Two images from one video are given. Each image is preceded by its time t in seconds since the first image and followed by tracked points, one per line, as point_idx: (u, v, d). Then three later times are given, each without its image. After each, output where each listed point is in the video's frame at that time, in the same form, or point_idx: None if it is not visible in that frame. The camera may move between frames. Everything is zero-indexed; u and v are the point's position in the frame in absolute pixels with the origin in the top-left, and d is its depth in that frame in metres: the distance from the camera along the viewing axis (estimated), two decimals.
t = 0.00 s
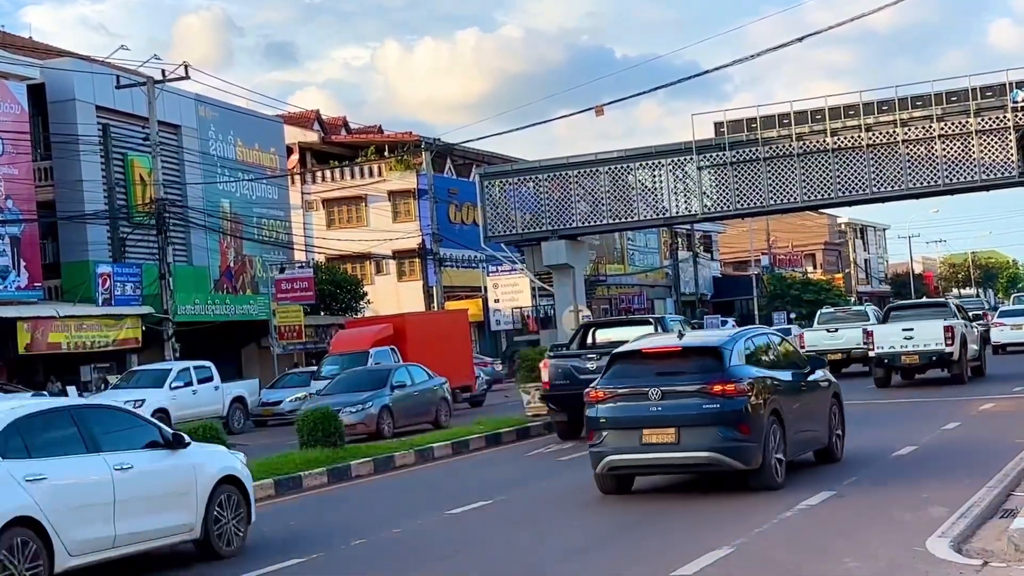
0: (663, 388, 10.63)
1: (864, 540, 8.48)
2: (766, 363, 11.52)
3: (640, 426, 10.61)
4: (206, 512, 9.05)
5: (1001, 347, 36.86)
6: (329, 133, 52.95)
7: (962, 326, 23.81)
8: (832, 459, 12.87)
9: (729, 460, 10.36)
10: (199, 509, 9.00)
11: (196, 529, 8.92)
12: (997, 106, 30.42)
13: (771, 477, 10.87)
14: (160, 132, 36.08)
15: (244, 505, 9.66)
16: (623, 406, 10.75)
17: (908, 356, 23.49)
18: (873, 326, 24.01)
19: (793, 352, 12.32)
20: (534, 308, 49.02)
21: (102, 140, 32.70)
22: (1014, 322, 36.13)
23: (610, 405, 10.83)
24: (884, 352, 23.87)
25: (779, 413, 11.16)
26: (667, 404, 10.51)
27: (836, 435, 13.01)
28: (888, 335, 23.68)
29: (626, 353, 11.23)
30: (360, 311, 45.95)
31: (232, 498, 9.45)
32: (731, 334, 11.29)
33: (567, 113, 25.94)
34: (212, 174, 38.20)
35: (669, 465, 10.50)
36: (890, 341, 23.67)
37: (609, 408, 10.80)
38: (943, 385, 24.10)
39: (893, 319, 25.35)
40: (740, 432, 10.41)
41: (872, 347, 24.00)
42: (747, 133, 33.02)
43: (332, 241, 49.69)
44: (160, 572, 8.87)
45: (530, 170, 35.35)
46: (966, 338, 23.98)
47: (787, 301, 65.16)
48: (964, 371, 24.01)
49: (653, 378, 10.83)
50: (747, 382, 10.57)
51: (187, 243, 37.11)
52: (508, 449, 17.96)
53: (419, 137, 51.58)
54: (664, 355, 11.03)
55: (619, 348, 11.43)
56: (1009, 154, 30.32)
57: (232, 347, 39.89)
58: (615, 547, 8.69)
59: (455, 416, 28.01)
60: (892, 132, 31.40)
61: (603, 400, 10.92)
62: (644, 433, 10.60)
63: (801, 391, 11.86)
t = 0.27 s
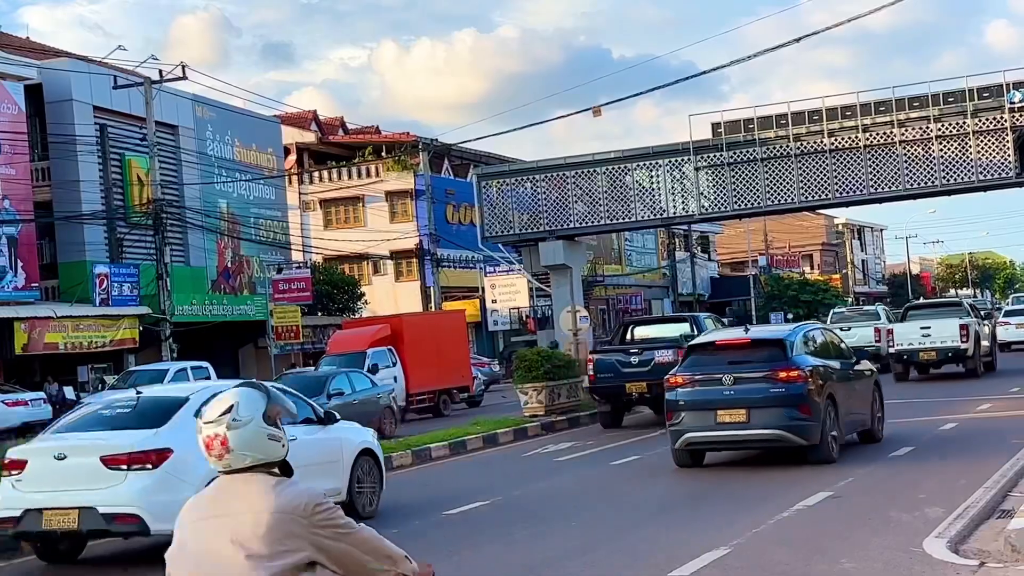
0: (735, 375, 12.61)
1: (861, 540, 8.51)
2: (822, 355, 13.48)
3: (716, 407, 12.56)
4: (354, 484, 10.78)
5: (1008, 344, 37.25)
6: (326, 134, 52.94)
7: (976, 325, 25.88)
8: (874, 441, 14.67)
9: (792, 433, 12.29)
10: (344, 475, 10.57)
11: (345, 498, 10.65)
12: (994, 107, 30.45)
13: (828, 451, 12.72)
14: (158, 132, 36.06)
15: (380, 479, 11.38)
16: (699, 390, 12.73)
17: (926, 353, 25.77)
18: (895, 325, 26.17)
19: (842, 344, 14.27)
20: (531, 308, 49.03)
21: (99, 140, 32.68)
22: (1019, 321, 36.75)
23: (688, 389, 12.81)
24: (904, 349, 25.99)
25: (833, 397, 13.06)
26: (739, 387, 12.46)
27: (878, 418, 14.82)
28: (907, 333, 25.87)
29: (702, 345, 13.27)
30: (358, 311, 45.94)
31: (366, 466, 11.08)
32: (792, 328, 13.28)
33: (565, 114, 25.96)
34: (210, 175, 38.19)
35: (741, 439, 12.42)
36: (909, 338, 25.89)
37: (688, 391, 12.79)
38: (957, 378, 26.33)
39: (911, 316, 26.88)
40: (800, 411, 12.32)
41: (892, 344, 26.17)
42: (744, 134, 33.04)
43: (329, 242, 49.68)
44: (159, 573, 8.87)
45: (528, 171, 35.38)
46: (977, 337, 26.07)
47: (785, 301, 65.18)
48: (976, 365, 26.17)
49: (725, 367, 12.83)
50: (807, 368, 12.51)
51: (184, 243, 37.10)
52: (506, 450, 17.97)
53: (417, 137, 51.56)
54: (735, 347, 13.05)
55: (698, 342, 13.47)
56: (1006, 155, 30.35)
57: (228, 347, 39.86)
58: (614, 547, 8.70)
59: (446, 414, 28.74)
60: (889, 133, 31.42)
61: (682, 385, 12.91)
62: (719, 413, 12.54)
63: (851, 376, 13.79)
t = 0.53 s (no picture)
0: (788, 365, 14.08)
1: (857, 540, 8.53)
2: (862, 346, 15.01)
3: (772, 393, 14.01)
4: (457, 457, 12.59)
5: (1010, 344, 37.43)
6: (323, 135, 52.96)
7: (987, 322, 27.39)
8: (908, 424, 16.25)
9: (840, 419, 13.75)
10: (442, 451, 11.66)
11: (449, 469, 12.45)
12: (990, 109, 30.50)
13: (871, 432, 14.28)
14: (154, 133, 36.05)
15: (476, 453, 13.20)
16: (755, 379, 14.19)
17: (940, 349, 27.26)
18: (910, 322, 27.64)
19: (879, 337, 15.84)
20: (528, 309, 49.08)
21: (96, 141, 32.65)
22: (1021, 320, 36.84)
23: (746, 377, 14.26)
24: (919, 345, 27.52)
25: (875, 385, 14.60)
26: (791, 376, 13.92)
27: (908, 402, 16.43)
28: (922, 330, 27.34)
29: (759, 338, 14.75)
30: (354, 312, 45.95)
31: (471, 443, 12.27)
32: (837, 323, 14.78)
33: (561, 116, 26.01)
34: (206, 176, 38.19)
35: (793, 423, 13.90)
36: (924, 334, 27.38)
37: (745, 379, 14.25)
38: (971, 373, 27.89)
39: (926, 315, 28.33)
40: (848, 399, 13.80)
41: (909, 342, 27.67)
42: (741, 135, 33.07)
43: (326, 243, 49.73)
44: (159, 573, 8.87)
45: (525, 172, 35.40)
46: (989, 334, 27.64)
47: (781, 303, 65.26)
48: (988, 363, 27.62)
49: (780, 358, 14.25)
50: (854, 359, 13.99)
51: (181, 245, 37.09)
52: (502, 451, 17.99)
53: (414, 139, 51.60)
54: (788, 340, 14.50)
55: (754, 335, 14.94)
56: (1002, 156, 30.38)
57: (224, 348, 39.85)
58: (612, 549, 8.70)
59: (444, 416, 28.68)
60: (886, 134, 31.45)
61: (740, 374, 14.36)
62: (775, 399, 14.00)
63: (888, 366, 15.36)
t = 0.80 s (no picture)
0: (827, 358, 15.92)
1: (854, 542, 8.54)
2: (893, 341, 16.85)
3: (813, 383, 15.84)
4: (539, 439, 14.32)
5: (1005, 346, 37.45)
6: (320, 136, 52.96)
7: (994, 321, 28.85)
8: (932, 411, 18.04)
9: (875, 405, 15.56)
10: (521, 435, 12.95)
11: (532, 449, 14.17)
12: (987, 110, 30.55)
13: (902, 418, 16.11)
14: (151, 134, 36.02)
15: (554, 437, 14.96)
16: (797, 371, 16.03)
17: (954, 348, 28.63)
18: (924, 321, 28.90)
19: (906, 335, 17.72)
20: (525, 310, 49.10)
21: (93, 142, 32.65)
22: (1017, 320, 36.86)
23: (790, 369, 16.10)
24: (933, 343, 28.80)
25: (905, 376, 16.48)
26: (830, 368, 15.73)
27: (931, 394, 18.25)
28: (936, 330, 28.64)
29: (800, 334, 16.59)
30: (351, 313, 45.94)
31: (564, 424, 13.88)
32: (870, 321, 16.64)
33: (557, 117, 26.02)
34: (203, 177, 38.17)
35: (833, 409, 15.71)
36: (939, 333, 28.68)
37: (788, 371, 16.10)
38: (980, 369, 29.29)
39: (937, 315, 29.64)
40: (881, 387, 15.64)
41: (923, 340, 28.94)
42: (737, 137, 33.10)
43: (323, 244, 49.73)
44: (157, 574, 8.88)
45: (521, 173, 35.42)
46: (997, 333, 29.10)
47: (777, 304, 65.28)
48: (998, 360, 29.28)
49: (822, 352, 16.07)
50: (886, 352, 15.81)
51: (177, 245, 37.09)
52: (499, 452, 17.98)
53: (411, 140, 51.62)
54: (828, 336, 16.33)
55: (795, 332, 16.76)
56: (998, 157, 30.42)
57: (220, 348, 39.82)
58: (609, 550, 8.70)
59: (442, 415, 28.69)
60: (882, 136, 31.50)
61: (785, 366, 16.20)
62: (815, 388, 15.84)
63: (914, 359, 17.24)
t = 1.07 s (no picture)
0: (857, 353, 17.74)
1: (849, 542, 8.55)
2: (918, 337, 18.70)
3: (846, 374, 17.69)
4: (602, 424, 16.06)
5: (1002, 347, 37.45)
6: (317, 137, 52.92)
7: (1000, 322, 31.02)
8: (951, 404, 19.85)
9: (902, 394, 17.40)
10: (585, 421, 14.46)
11: (595, 434, 15.88)
12: (983, 111, 30.56)
13: (925, 408, 17.95)
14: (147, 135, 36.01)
15: (614, 422, 16.67)
16: (831, 363, 17.88)
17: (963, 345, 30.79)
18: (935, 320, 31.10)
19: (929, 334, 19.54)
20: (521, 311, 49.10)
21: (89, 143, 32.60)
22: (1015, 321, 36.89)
23: (823, 363, 17.94)
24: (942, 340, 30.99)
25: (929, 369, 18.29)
26: (859, 361, 17.58)
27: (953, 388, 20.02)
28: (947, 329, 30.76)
29: (833, 331, 18.40)
30: (348, 314, 45.92)
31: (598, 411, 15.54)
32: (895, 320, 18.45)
33: (554, 118, 26.00)
34: (199, 178, 38.16)
35: (863, 398, 17.57)
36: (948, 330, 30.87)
37: (823, 363, 17.94)
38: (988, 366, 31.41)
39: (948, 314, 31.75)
40: (908, 378, 17.46)
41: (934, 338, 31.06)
42: (734, 138, 33.13)
43: (320, 245, 49.71)
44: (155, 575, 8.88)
45: (517, 174, 35.44)
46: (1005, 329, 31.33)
47: (773, 305, 65.33)
48: (1004, 357, 31.36)
49: (852, 348, 17.91)
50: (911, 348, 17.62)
51: (174, 246, 37.05)
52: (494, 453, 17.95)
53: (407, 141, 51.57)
54: (859, 333, 18.12)
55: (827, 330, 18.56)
56: (994, 159, 30.47)
57: (217, 350, 39.80)
58: (605, 551, 8.70)
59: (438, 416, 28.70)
60: (878, 137, 31.53)
61: (818, 360, 18.03)
62: (848, 379, 17.68)
63: (934, 352, 19.11)
